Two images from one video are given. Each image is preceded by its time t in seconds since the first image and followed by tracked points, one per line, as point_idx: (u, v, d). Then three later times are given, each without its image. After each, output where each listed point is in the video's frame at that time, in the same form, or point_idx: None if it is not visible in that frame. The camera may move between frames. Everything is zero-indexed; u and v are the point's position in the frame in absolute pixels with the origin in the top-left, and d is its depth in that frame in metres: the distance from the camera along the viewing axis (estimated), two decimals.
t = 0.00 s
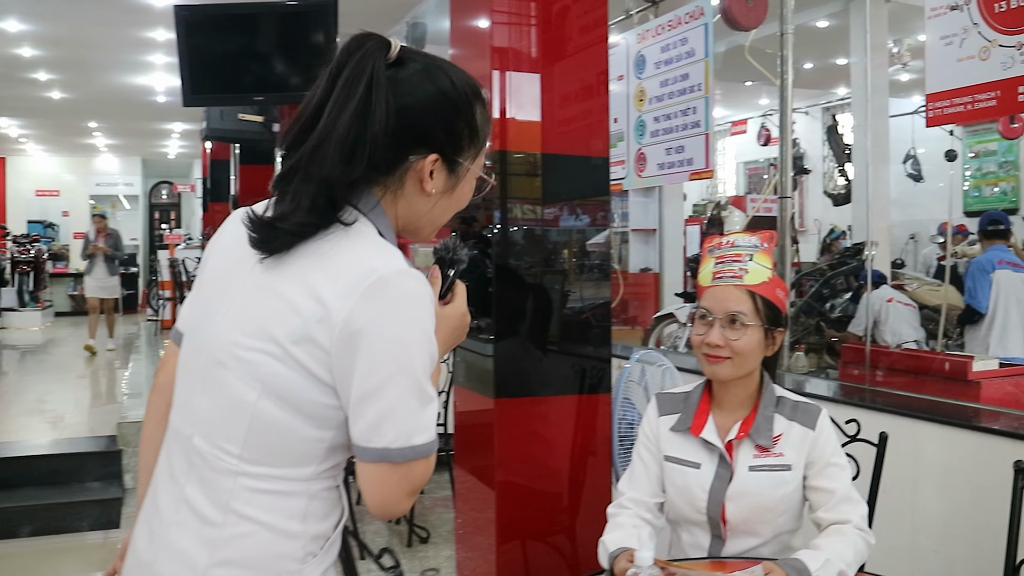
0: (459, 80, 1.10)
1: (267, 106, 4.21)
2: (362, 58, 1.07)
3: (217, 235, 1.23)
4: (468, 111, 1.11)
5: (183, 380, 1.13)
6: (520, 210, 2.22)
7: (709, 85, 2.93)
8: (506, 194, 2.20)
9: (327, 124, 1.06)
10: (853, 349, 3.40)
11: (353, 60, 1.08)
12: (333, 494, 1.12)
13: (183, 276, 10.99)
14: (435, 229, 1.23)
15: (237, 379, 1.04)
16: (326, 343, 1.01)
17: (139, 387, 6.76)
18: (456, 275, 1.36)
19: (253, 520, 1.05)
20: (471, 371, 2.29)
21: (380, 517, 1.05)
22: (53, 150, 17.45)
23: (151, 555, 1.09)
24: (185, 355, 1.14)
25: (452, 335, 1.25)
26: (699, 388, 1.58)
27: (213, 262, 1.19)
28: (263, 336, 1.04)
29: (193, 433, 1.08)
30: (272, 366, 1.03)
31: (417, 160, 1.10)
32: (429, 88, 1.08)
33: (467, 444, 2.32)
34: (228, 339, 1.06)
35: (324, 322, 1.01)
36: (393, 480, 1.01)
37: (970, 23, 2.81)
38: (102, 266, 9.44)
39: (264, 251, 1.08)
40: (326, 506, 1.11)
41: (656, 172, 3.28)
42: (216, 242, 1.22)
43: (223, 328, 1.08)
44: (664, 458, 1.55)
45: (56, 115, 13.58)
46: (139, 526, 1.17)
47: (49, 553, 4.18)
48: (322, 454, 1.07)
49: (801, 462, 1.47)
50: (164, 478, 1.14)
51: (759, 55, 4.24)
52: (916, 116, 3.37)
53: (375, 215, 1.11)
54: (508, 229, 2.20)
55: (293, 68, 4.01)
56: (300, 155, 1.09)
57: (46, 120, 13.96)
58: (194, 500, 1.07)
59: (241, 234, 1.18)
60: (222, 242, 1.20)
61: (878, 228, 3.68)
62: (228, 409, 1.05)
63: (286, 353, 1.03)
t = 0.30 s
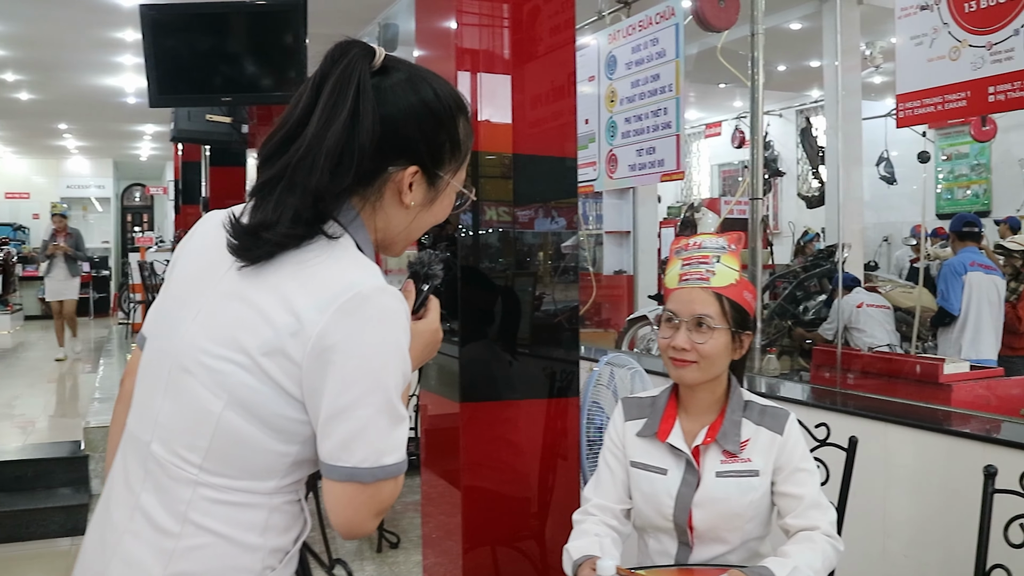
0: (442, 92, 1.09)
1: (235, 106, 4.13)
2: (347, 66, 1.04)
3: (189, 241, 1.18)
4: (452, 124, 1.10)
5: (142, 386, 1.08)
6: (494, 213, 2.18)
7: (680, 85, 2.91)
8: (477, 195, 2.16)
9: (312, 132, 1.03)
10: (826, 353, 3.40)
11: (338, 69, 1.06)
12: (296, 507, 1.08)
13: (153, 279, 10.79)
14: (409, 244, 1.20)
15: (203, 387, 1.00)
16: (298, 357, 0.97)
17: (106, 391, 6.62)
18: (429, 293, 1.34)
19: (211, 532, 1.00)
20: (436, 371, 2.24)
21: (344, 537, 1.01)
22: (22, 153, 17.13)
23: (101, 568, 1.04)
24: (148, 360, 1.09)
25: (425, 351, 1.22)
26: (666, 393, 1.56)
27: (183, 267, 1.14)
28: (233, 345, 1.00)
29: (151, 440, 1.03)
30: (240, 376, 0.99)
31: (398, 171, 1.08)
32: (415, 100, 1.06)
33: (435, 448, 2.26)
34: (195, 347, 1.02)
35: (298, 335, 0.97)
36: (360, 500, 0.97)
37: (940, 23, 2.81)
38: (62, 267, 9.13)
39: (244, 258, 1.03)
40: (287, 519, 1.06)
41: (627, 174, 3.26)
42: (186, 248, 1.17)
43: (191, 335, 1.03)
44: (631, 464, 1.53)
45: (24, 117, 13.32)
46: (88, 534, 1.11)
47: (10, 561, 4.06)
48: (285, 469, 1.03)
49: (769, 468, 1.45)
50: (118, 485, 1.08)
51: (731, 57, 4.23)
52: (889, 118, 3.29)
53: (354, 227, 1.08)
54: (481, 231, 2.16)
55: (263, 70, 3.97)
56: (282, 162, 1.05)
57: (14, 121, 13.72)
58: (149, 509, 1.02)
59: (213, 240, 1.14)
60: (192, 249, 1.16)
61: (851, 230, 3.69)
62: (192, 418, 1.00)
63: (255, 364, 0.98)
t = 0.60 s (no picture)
0: (438, 97, 1.07)
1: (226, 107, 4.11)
2: (343, 71, 1.03)
3: (183, 238, 1.17)
4: (448, 130, 1.08)
5: (127, 384, 1.07)
6: (489, 213, 2.18)
7: (670, 84, 2.90)
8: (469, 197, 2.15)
9: (307, 135, 1.02)
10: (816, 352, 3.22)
11: (333, 74, 1.04)
12: (280, 509, 1.07)
13: (146, 281, 10.74)
14: (404, 249, 1.18)
15: (188, 387, 0.98)
16: (286, 359, 0.96)
17: (98, 392, 6.59)
18: (422, 299, 1.32)
19: (193, 533, 0.99)
20: (427, 371, 2.22)
21: (327, 543, 1.00)
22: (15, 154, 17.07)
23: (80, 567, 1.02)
24: (135, 358, 1.08)
25: (415, 361, 1.21)
26: (653, 391, 1.56)
27: (173, 265, 1.12)
28: (220, 346, 0.98)
29: (135, 438, 1.02)
30: (226, 377, 0.97)
31: (391, 176, 1.06)
32: (411, 104, 1.04)
33: (426, 448, 2.25)
34: (183, 347, 1.00)
35: (286, 337, 0.96)
36: (345, 506, 0.96)
37: (929, 21, 2.81)
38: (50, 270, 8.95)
39: (237, 260, 1.02)
40: (271, 521, 1.05)
41: (618, 173, 3.26)
42: (179, 245, 1.16)
43: (178, 333, 1.02)
44: (618, 463, 1.52)
45: (17, 118, 13.26)
46: (70, 531, 1.10)
47: None
48: (270, 472, 1.01)
49: (757, 467, 1.44)
50: (101, 483, 1.07)
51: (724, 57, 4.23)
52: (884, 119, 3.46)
53: (347, 232, 1.07)
54: (474, 232, 2.15)
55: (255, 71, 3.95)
56: (275, 166, 1.04)
57: (7, 123, 13.70)
58: (131, 508, 1.01)
59: (205, 238, 1.13)
60: (184, 246, 1.14)
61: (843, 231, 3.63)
62: (177, 418, 0.98)
63: (243, 365, 0.97)
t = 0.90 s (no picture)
0: (444, 85, 1.07)
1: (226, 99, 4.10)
2: (349, 55, 1.03)
3: (185, 224, 1.17)
4: (452, 118, 1.08)
5: (129, 371, 1.07)
6: (490, 207, 2.18)
7: (672, 76, 2.90)
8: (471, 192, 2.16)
9: (311, 120, 1.01)
10: (818, 343, 3.25)
11: (339, 59, 1.04)
12: (282, 494, 1.07)
13: (148, 275, 10.72)
14: (407, 236, 1.18)
15: (190, 371, 0.99)
16: (287, 344, 0.96)
17: (100, 386, 6.60)
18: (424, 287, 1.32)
19: (195, 517, 0.99)
20: (429, 364, 2.22)
21: (329, 529, 1.01)
22: (17, 150, 17.09)
23: (83, 552, 1.03)
24: (136, 345, 1.08)
25: (415, 349, 1.21)
26: (655, 379, 1.56)
27: (175, 253, 1.12)
28: (221, 331, 0.99)
29: (136, 423, 1.02)
30: (228, 363, 0.98)
31: (394, 163, 1.06)
32: (415, 92, 1.04)
33: (427, 441, 2.26)
34: (184, 334, 1.00)
35: (287, 322, 0.96)
36: (347, 491, 0.96)
37: (932, 11, 2.80)
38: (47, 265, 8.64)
39: (240, 245, 1.02)
40: (273, 506, 1.06)
41: (619, 165, 3.25)
42: (182, 231, 1.16)
43: (179, 319, 1.02)
44: (619, 451, 1.52)
45: (18, 113, 13.26)
46: (72, 518, 1.10)
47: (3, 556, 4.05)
48: (272, 458, 1.02)
49: (757, 455, 1.45)
50: (103, 469, 1.07)
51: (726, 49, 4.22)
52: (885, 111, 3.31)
53: (350, 218, 1.07)
54: (475, 226, 2.15)
55: (257, 64, 3.95)
56: (279, 150, 1.03)
57: (9, 119, 13.71)
58: (132, 493, 1.01)
59: (207, 223, 1.13)
60: (187, 232, 1.14)
61: (845, 224, 3.60)
62: (178, 403, 0.99)
63: (245, 351, 0.97)
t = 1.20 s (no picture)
0: (454, 74, 1.07)
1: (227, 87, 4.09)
2: (359, 45, 1.03)
3: (192, 211, 1.17)
4: (462, 108, 1.07)
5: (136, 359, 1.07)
6: (492, 195, 2.18)
7: (675, 64, 2.88)
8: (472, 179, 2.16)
9: (322, 112, 1.01)
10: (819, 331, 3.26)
11: (349, 48, 1.04)
12: (289, 481, 1.07)
13: (149, 263, 10.71)
14: (414, 225, 1.19)
15: (199, 359, 0.99)
16: (296, 334, 0.96)
17: (103, 374, 6.61)
18: (430, 274, 1.32)
19: (204, 505, 1.00)
20: (432, 351, 2.22)
21: (336, 518, 1.01)
22: (17, 138, 17.05)
23: (92, 538, 1.03)
24: (143, 333, 1.08)
25: (422, 335, 1.22)
26: (658, 366, 1.56)
27: (180, 242, 1.12)
28: (229, 320, 0.99)
29: (144, 411, 1.02)
30: (236, 351, 0.98)
31: (403, 154, 1.05)
32: (425, 82, 1.03)
33: (431, 428, 2.27)
34: (191, 322, 1.01)
35: (296, 312, 0.96)
36: (354, 481, 0.97)
37: None
38: (42, 252, 8.16)
39: (250, 236, 1.02)
40: (281, 493, 1.06)
41: (621, 152, 3.24)
42: (188, 218, 1.16)
43: (187, 308, 1.02)
44: (623, 438, 1.53)
45: (18, 101, 13.22)
46: (81, 505, 1.11)
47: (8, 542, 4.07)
48: (279, 446, 1.02)
49: (761, 442, 1.45)
50: (111, 456, 1.08)
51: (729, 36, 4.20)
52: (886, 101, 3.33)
53: (359, 209, 1.07)
54: (478, 214, 2.15)
55: (258, 51, 3.93)
56: (289, 141, 1.03)
57: (10, 107, 13.67)
58: (141, 480, 1.01)
59: (215, 210, 1.13)
60: (193, 220, 1.14)
61: (847, 212, 3.59)
62: (187, 390, 0.99)
63: (254, 340, 0.98)
